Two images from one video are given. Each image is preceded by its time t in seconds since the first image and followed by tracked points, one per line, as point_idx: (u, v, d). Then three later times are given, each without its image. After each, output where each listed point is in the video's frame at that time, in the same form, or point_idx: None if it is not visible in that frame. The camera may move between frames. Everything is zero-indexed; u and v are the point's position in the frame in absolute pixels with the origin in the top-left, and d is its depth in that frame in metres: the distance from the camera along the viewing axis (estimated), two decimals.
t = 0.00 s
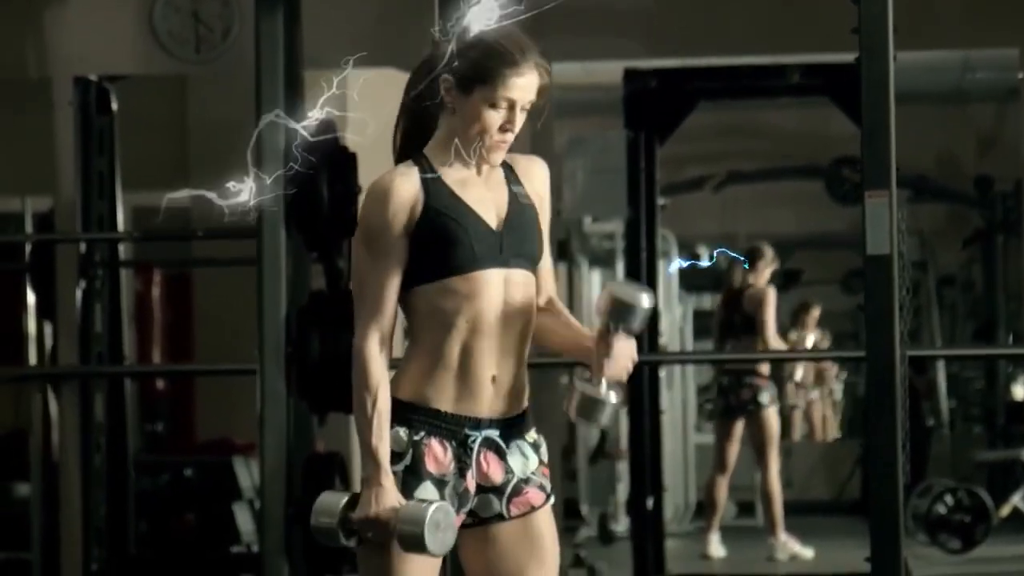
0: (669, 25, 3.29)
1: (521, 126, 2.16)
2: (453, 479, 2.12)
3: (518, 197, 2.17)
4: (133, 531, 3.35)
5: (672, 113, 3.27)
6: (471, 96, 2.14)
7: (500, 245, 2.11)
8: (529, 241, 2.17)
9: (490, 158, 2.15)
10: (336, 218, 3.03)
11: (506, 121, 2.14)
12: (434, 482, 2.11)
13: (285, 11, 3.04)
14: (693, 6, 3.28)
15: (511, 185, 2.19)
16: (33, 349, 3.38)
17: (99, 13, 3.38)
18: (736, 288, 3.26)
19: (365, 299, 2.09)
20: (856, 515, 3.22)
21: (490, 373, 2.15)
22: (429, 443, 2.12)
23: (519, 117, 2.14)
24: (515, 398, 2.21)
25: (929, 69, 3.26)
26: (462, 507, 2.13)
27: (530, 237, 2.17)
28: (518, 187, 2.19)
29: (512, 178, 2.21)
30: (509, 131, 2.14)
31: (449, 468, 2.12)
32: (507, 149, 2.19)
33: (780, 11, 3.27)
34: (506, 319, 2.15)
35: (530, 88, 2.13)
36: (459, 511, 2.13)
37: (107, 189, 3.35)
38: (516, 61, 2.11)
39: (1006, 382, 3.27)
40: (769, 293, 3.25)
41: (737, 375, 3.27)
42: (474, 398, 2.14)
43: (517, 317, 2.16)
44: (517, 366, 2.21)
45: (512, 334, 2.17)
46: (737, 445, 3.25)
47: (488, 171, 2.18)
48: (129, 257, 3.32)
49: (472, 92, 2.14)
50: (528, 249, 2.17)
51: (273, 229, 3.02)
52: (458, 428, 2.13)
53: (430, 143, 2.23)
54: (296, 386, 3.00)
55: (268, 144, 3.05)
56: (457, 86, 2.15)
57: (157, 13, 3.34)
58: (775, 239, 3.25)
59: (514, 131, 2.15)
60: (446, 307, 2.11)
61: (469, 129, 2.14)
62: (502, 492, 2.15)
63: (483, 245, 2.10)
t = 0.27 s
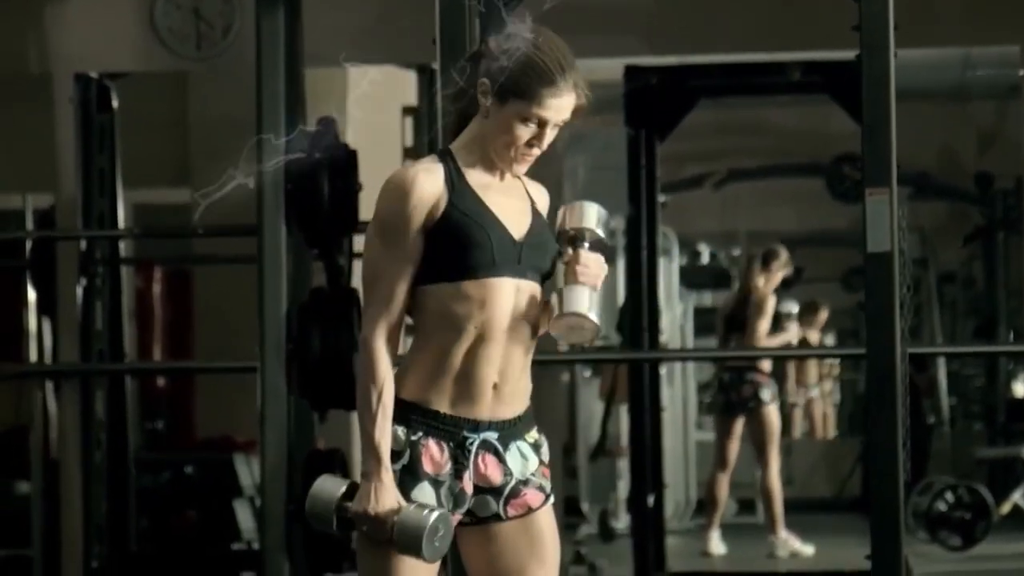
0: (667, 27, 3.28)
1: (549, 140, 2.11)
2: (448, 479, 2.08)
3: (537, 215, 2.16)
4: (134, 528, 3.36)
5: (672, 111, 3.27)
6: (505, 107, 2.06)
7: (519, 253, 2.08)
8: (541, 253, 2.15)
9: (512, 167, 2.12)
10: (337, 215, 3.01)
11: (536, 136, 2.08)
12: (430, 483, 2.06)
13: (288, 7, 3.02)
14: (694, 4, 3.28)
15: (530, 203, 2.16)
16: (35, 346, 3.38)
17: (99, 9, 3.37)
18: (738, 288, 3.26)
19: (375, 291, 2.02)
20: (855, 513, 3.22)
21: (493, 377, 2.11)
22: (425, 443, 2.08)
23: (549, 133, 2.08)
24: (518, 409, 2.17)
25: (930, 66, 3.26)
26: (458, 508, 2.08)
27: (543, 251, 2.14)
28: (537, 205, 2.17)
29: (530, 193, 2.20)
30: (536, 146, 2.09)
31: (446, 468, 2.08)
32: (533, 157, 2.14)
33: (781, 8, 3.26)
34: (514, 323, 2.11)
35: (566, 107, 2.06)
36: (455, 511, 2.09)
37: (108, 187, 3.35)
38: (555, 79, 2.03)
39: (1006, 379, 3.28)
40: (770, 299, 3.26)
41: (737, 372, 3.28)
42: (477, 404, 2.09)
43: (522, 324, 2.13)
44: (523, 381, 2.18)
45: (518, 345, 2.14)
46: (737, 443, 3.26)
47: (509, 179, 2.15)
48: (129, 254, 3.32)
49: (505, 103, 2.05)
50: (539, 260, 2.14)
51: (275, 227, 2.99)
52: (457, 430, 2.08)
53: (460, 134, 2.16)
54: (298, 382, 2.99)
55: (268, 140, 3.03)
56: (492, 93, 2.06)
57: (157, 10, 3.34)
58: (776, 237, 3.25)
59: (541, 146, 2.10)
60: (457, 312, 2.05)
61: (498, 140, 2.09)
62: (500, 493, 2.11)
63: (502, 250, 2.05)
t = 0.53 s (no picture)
0: (665, 21, 3.30)
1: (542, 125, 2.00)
2: (450, 474, 2.02)
3: (535, 209, 2.07)
4: (135, 526, 3.36)
5: (672, 108, 3.28)
6: (492, 93, 1.96)
7: (512, 249, 2.01)
8: (541, 248, 2.08)
9: (505, 154, 2.02)
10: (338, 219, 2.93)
11: (526, 121, 1.97)
12: (431, 477, 2.00)
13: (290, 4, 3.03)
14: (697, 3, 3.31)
15: (526, 196, 2.08)
16: (35, 344, 3.39)
17: (102, 9, 3.41)
18: (739, 284, 3.25)
19: (370, 290, 1.96)
20: (856, 510, 3.22)
21: (493, 373, 2.05)
22: (428, 437, 2.01)
23: (540, 117, 1.98)
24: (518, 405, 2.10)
25: (931, 64, 3.26)
26: (460, 503, 2.03)
27: (543, 245, 2.08)
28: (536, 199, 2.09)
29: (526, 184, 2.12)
30: (528, 131, 1.99)
31: (448, 463, 2.02)
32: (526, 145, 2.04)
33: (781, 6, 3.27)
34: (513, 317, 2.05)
35: (555, 90, 1.96)
36: (457, 506, 2.03)
37: (107, 183, 3.31)
38: (541, 60, 1.93)
39: (1007, 377, 3.29)
40: (771, 295, 3.24)
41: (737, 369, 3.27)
42: (474, 399, 2.03)
43: (523, 319, 2.07)
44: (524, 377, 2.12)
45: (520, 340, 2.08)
46: (739, 438, 3.26)
47: (503, 173, 2.07)
48: (129, 251, 3.31)
49: (492, 89, 1.95)
50: (537, 255, 2.07)
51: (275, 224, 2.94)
52: (458, 424, 2.02)
53: (452, 130, 2.08)
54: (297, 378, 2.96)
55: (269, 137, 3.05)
56: (480, 79, 1.97)
57: (159, 10, 3.36)
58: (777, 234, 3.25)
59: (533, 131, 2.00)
60: (454, 309, 2.00)
61: (487, 127, 1.99)
62: (501, 488, 2.06)
63: (495, 247, 1.98)
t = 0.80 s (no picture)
0: (664, 22, 3.29)
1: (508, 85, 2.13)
2: (451, 473, 2.09)
3: (524, 198, 2.13)
4: (135, 524, 3.36)
5: (672, 108, 3.27)
6: (455, 64, 2.11)
7: (498, 239, 2.07)
8: (533, 239, 2.13)
9: (483, 127, 2.13)
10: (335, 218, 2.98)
11: (496, 80, 2.11)
12: (432, 477, 2.07)
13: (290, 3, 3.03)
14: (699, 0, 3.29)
15: (516, 180, 2.15)
16: (36, 342, 3.38)
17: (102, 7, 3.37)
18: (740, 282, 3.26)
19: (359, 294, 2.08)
20: (856, 509, 3.22)
21: (492, 370, 2.10)
22: (428, 437, 2.08)
23: (504, 75, 2.12)
24: (517, 399, 2.15)
25: (932, 62, 3.25)
26: (461, 502, 2.09)
27: (534, 236, 2.13)
28: (526, 186, 2.15)
29: (518, 174, 2.17)
30: (497, 92, 2.11)
31: (448, 463, 2.09)
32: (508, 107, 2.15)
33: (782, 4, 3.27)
34: (510, 315, 2.10)
35: (510, 45, 2.13)
36: (458, 505, 2.10)
37: (109, 181, 3.35)
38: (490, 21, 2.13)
39: (1008, 375, 3.27)
40: (772, 293, 3.26)
41: (737, 367, 3.26)
42: (472, 397, 2.09)
43: (520, 314, 2.11)
44: (523, 373, 2.17)
45: (518, 335, 2.13)
46: (740, 437, 3.25)
47: (487, 164, 2.15)
48: (131, 250, 3.31)
49: (452, 61, 2.11)
50: (529, 246, 2.12)
51: (275, 223, 2.95)
52: (458, 424, 2.08)
53: (431, 132, 2.18)
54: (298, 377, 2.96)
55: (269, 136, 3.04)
56: (441, 61, 2.13)
57: (159, 8, 3.34)
58: (777, 233, 3.25)
59: (503, 93, 2.12)
60: (443, 307, 2.07)
61: (464, 98, 2.10)
62: (501, 486, 2.12)
63: (480, 240, 2.05)
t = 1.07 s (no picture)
0: (664, 23, 3.28)
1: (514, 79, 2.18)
2: (447, 472, 2.11)
3: (530, 196, 2.15)
4: (136, 521, 3.36)
5: (673, 105, 3.27)
6: (461, 64, 2.16)
7: (495, 238, 2.10)
8: (537, 239, 2.14)
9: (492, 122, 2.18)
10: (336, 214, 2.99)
11: (502, 77, 2.16)
12: (427, 475, 2.10)
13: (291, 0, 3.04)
14: None
15: (523, 177, 2.18)
16: (37, 339, 3.38)
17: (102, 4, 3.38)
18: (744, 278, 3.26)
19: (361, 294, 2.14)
20: (857, 506, 3.22)
21: (489, 370, 2.13)
22: (425, 436, 2.12)
23: (509, 69, 2.16)
24: (519, 399, 2.17)
25: (933, 59, 3.25)
26: (457, 501, 2.11)
27: (539, 235, 2.14)
28: (534, 184, 2.17)
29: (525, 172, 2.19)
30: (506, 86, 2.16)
31: (444, 461, 2.11)
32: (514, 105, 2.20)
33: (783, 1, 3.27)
34: (510, 317, 2.12)
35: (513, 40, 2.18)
36: (454, 505, 2.11)
37: (110, 179, 3.34)
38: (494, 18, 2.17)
39: (1008, 373, 3.27)
40: (781, 292, 3.26)
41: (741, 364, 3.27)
42: (469, 399, 2.12)
43: (519, 313, 2.13)
44: (527, 372, 2.19)
45: (519, 336, 2.15)
46: (741, 435, 3.25)
47: (490, 161, 2.19)
48: (132, 247, 3.31)
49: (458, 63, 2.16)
50: (531, 245, 2.13)
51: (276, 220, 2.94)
52: (456, 423, 2.11)
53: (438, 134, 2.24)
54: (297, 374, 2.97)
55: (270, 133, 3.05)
56: (445, 63, 2.17)
57: (160, 5, 3.34)
58: (778, 230, 3.25)
59: (509, 87, 2.17)
60: (442, 307, 2.11)
61: (469, 96, 2.16)
62: (500, 486, 2.12)
63: (479, 241, 2.08)
